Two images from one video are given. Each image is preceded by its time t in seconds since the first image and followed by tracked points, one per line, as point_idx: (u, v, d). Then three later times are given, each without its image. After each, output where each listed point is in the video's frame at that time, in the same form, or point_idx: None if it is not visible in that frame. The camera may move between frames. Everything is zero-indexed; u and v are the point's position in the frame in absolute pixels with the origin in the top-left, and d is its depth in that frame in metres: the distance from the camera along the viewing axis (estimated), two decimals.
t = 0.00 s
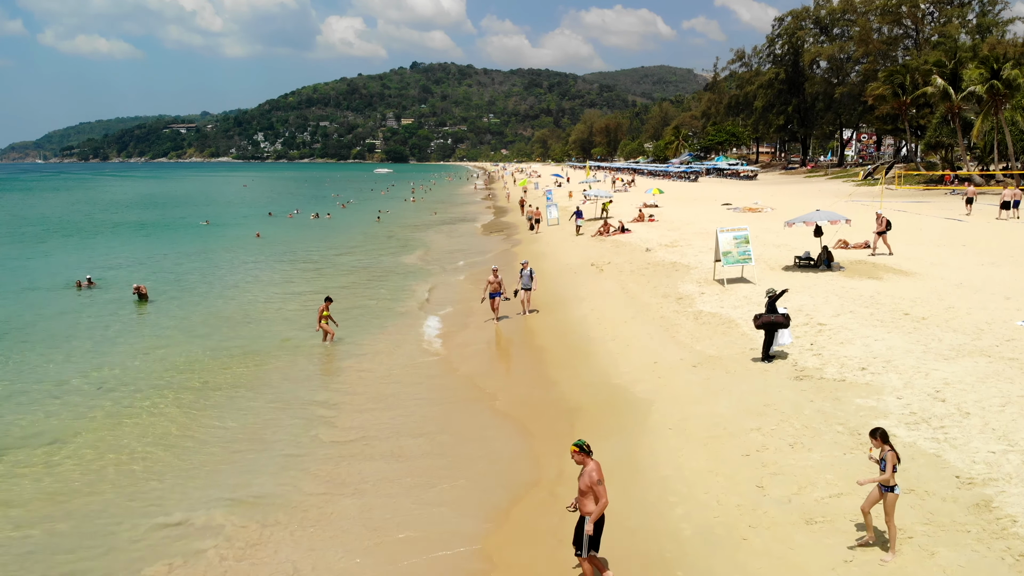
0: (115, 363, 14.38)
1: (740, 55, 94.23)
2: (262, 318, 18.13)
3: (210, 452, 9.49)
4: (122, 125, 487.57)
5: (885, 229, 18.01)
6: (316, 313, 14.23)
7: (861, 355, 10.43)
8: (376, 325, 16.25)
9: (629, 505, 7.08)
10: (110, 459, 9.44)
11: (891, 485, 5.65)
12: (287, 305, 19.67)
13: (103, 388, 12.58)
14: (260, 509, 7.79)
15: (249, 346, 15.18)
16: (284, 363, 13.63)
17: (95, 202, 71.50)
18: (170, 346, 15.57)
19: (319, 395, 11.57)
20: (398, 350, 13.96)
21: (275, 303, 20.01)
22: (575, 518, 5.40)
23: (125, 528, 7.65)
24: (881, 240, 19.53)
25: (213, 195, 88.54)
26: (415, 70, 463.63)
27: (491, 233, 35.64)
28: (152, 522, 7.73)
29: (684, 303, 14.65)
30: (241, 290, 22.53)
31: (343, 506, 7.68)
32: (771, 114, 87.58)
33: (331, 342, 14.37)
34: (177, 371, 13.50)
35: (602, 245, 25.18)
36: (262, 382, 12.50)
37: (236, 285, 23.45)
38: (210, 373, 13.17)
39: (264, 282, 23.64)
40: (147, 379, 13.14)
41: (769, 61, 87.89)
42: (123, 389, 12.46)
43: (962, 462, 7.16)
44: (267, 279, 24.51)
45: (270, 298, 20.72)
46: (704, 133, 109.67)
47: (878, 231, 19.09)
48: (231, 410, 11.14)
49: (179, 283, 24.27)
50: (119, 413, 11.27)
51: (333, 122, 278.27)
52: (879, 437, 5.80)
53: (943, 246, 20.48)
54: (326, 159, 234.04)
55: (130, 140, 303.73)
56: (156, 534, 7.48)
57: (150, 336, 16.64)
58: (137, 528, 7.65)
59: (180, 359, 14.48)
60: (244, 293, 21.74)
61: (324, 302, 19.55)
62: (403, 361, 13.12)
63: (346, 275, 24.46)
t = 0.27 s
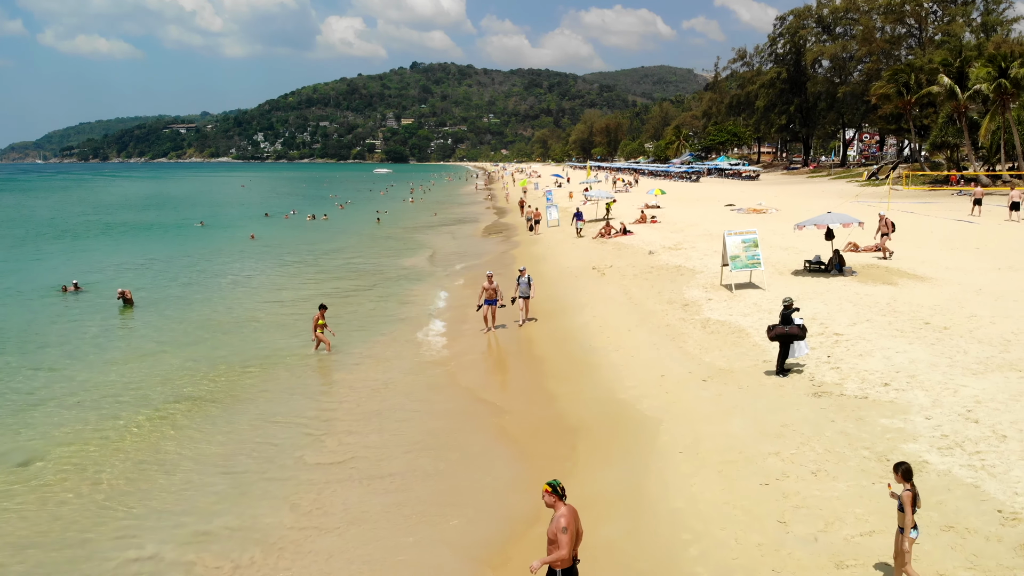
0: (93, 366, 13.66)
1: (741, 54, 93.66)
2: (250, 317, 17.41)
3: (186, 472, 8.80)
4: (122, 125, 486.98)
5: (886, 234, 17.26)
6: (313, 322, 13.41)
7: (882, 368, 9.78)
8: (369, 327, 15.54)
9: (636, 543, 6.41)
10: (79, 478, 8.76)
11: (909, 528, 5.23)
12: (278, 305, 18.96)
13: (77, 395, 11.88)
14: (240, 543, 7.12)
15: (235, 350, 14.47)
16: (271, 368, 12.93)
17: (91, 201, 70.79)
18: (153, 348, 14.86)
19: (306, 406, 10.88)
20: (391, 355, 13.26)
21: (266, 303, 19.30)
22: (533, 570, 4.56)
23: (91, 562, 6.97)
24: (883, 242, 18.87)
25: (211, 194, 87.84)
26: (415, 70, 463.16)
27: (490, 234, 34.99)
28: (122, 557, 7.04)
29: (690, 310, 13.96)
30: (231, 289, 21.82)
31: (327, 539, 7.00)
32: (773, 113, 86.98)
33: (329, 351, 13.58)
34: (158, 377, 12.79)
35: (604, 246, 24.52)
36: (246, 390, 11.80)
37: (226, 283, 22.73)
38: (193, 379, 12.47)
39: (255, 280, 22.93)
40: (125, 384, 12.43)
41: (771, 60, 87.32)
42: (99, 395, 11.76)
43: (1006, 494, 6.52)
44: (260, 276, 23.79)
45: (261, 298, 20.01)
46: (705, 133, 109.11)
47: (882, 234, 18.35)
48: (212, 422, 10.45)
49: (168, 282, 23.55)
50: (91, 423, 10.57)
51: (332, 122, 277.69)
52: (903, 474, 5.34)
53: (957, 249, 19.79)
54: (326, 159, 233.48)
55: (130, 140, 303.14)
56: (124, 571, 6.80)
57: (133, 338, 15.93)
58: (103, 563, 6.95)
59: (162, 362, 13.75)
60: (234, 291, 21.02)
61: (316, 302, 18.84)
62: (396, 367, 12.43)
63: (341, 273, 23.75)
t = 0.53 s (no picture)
0: (69, 374, 12.98)
1: (743, 53, 93.01)
2: (238, 321, 16.72)
3: (156, 494, 8.12)
4: (121, 125, 486.31)
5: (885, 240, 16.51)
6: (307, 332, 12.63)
7: (908, 385, 9.09)
8: (361, 332, 14.85)
9: None
10: (41, 500, 8.07)
11: None
12: (268, 307, 18.27)
13: (48, 405, 11.20)
14: None
15: (220, 356, 13.78)
16: (256, 375, 12.24)
17: (86, 201, 70.06)
18: (134, 355, 14.18)
19: (290, 419, 10.18)
20: (382, 362, 12.57)
21: (256, 305, 18.61)
22: None
23: None
24: (885, 246, 18.20)
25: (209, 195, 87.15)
26: (415, 70, 462.60)
27: (489, 236, 34.31)
28: None
29: (698, 318, 13.27)
30: (221, 291, 21.13)
31: None
32: (775, 113, 86.32)
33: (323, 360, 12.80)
34: (136, 385, 12.11)
35: (606, 250, 23.84)
36: (228, 399, 11.11)
37: (216, 285, 22.03)
38: (173, 388, 11.78)
39: (246, 283, 22.24)
40: (100, 392, 11.75)
41: (773, 60, 86.69)
42: (72, 406, 11.07)
43: None
44: (252, 278, 23.11)
45: (251, 300, 19.31)
46: (705, 133, 108.48)
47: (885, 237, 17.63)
48: (189, 435, 9.76)
49: (157, 284, 22.86)
50: (60, 435, 9.88)
51: (332, 122, 277.00)
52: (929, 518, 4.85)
53: (971, 252, 19.10)
54: (326, 159, 232.82)
55: (130, 140, 302.61)
56: None
57: (114, 344, 15.24)
58: None
59: (142, 371, 13.07)
60: (224, 294, 20.33)
61: (308, 305, 18.15)
62: (387, 376, 11.74)
63: (335, 275, 23.05)
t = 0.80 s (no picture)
0: (46, 385, 12.36)
1: (744, 52, 92.35)
2: (227, 328, 16.09)
3: (124, 523, 7.47)
4: (121, 125, 485.74)
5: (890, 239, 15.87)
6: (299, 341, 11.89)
7: (937, 404, 8.43)
8: (353, 339, 14.18)
9: None
10: None
11: None
12: (259, 311, 17.62)
13: (21, 419, 10.58)
14: None
15: (205, 366, 13.14)
16: (241, 388, 11.59)
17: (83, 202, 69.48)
18: (115, 364, 13.54)
19: (274, 435, 9.54)
20: (374, 372, 11.93)
21: (247, 310, 17.97)
22: None
23: None
24: (891, 249, 17.54)
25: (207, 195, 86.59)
26: (415, 70, 461.99)
27: (488, 237, 33.68)
28: None
29: (706, 326, 12.63)
30: (211, 296, 20.49)
31: None
32: (777, 113, 85.64)
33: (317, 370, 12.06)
34: (114, 398, 11.47)
35: (608, 252, 23.20)
36: (210, 414, 10.47)
37: (207, 290, 21.40)
38: (153, 402, 11.15)
39: (238, 287, 21.61)
40: (76, 406, 11.11)
41: (775, 59, 86.02)
42: (45, 422, 10.44)
43: None
44: (244, 282, 22.47)
45: (242, 305, 18.68)
46: (707, 133, 107.83)
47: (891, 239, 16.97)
48: (165, 455, 9.12)
49: (146, 288, 22.23)
50: (27, 455, 9.24)
51: (332, 122, 276.26)
52: None
53: (987, 256, 18.43)
54: (326, 159, 232.14)
55: (130, 140, 302.02)
56: None
57: (96, 352, 14.61)
58: None
59: (123, 382, 12.44)
60: (214, 298, 19.70)
61: (300, 311, 17.52)
62: (378, 388, 11.08)
63: (330, 278, 22.41)
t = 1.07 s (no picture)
0: (20, 397, 11.71)
1: (746, 52, 91.73)
2: (215, 335, 15.43)
3: (83, 556, 6.82)
4: (121, 125, 485.21)
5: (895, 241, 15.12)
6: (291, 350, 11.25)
7: (972, 426, 7.77)
8: (346, 347, 13.55)
9: None
10: None
11: None
12: (249, 318, 16.98)
13: None
14: None
15: (190, 375, 12.49)
16: (223, 401, 10.95)
17: (79, 203, 68.93)
18: (94, 374, 12.91)
19: (253, 456, 8.89)
20: (364, 384, 11.27)
21: (238, 316, 17.35)
22: None
23: None
24: (901, 253, 16.82)
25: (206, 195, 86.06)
26: (415, 70, 461.41)
27: (487, 239, 33.04)
28: None
29: (715, 336, 11.96)
30: (201, 301, 19.83)
31: None
32: (778, 113, 85.00)
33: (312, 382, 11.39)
34: (87, 412, 10.80)
35: (610, 254, 22.56)
36: (189, 429, 9.82)
37: (198, 294, 20.76)
38: (129, 416, 10.50)
39: (229, 291, 20.96)
40: (48, 420, 10.46)
41: (776, 58, 85.39)
42: (13, 438, 9.80)
43: None
44: (237, 286, 21.83)
45: (232, 310, 18.04)
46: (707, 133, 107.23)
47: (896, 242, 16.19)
48: (134, 475, 8.45)
49: (134, 293, 21.57)
50: None
51: (331, 121, 275.66)
52: None
53: (1003, 260, 17.77)
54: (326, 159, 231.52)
55: (130, 140, 301.49)
56: None
57: (75, 361, 13.95)
58: None
59: (102, 393, 11.79)
60: (204, 303, 19.07)
61: (291, 317, 16.85)
62: (368, 403, 10.43)
63: (324, 281, 21.73)
